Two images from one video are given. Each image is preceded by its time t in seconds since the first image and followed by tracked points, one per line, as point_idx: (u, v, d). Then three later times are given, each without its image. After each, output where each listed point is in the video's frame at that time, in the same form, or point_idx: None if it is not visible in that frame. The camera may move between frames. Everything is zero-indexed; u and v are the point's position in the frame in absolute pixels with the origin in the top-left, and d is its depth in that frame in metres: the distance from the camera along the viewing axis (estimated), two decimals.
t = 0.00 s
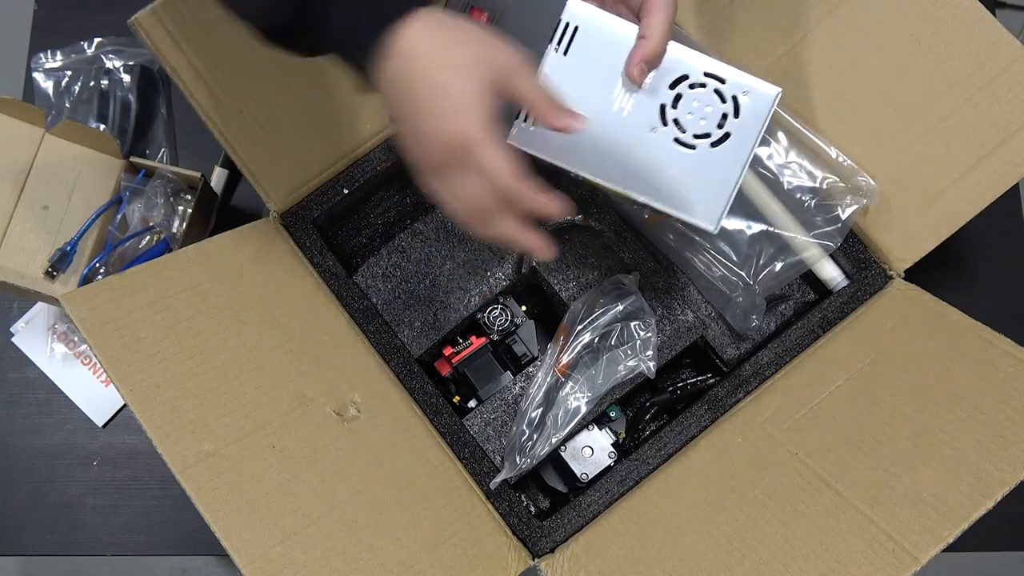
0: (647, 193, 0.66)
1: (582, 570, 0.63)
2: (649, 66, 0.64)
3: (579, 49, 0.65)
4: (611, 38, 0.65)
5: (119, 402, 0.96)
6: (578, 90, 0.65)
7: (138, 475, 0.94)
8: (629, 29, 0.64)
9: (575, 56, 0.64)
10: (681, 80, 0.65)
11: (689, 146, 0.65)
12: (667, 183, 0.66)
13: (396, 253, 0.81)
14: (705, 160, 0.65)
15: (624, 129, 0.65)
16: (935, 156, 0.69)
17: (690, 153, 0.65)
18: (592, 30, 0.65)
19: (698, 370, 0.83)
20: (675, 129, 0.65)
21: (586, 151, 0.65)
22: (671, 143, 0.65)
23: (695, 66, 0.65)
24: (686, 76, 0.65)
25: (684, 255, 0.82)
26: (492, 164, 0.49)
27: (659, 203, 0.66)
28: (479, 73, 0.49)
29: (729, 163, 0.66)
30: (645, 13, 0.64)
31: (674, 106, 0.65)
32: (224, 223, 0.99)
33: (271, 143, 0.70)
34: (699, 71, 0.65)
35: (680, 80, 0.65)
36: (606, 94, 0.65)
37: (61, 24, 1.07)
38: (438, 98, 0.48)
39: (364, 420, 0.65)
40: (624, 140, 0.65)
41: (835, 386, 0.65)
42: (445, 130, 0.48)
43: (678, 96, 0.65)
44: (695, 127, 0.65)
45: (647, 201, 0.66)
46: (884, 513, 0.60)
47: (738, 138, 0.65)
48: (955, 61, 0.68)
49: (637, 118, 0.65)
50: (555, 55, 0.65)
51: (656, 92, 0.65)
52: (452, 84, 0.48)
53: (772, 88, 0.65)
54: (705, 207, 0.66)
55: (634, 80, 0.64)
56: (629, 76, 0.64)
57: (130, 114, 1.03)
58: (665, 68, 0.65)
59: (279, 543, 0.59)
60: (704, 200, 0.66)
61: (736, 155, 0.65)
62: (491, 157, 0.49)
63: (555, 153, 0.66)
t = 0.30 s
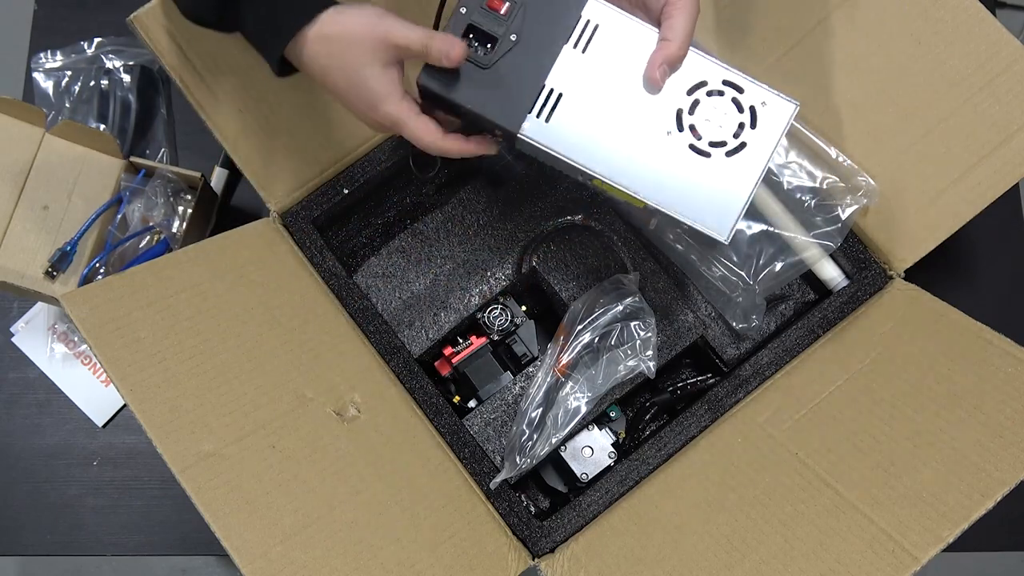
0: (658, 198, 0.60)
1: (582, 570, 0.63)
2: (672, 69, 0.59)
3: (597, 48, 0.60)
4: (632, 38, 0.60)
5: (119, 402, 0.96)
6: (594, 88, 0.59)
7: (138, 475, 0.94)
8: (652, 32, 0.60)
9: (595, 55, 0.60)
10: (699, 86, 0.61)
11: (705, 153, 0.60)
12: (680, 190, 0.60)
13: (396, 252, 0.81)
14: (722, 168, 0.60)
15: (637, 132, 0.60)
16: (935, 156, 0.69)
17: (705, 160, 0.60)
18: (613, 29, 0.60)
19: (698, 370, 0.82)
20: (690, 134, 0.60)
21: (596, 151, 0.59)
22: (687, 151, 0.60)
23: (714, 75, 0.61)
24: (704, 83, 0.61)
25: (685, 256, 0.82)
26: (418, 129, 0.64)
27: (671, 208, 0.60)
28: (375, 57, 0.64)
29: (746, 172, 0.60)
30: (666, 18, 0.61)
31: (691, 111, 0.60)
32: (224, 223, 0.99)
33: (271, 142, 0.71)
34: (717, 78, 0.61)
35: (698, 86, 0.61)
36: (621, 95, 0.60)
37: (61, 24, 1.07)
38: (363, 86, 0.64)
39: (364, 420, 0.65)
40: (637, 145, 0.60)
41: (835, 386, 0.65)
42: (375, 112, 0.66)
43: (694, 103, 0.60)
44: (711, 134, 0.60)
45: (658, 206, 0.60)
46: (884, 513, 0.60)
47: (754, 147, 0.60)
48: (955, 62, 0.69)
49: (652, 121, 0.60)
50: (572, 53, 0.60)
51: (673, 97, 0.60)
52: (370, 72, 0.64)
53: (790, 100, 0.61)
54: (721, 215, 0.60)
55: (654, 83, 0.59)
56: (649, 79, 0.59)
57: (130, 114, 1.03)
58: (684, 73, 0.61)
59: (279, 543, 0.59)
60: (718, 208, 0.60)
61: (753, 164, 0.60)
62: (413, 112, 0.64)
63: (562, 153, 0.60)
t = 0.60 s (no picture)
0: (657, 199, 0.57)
1: (582, 570, 0.63)
2: (673, 66, 0.59)
3: (589, 49, 0.60)
4: (624, 37, 0.60)
5: (119, 402, 0.96)
6: (587, 90, 0.59)
7: (138, 475, 0.94)
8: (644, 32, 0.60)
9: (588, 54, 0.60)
10: (698, 86, 0.60)
11: (705, 152, 0.58)
12: (679, 191, 0.57)
13: (397, 252, 0.81)
14: (723, 168, 0.58)
15: (632, 132, 0.58)
16: (935, 156, 0.69)
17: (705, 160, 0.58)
18: (604, 29, 0.60)
19: (698, 370, 0.82)
20: (689, 134, 0.59)
21: (589, 151, 0.58)
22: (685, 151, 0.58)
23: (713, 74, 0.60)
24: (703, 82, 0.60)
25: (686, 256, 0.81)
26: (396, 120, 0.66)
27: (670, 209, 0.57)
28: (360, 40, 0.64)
29: (748, 172, 0.58)
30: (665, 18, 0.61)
31: (690, 111, 0.59)
32: (223, 223, 0.99)
33: (271, 140, 0.71)
34: (716, 78, 0.60)
35: (697, 86, 0.60)
36: (613, 96, 0.59)
37: (61, 24, 1.07)
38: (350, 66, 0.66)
39: (364, 420, 0.64)
40: (632, 145, 0.58)
41: (834, 386, 0.65)
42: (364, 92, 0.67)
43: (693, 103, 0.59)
44: (712, 134, 0.59)
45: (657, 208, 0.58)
46: (884, 513, 0.60)
47: (757, 147, 0.59)
48: (955, 61, 0.69)
49: (648, 121, 0.59)
50: (562, 53, 0.60)
51: (672, 97, 0.59)
52: (352, 53, 0.65)
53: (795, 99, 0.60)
54: (722, 215, 0.57)
55: (654, 83, 0.58)
56: (648, 79, 0.59)
57: (130, 114, 1.03)
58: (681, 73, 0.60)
59: (279, 543, 0.59)
60: (720, 210, 0.57)
61: (756, 162, 0.58)
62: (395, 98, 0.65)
63: (555, 153, 0.58)
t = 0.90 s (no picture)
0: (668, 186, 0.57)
1: (582, 570, 0.63)
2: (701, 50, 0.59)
3: (586, 42, 0.61)
4: (621, 33, 0.61)
5: (119, 402, 0.96)
6: (590, 82, 0.59)
7: (138, 475, 0.94)
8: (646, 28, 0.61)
9: (586, 49, 0.60)
10: (706, 70, 0.60)
11: (719, 137, 0.58)
12: (698, 177, 0.57)
13: (397, 252, 0.81)
14: (736, 152, 0.58)
15: (641, 122, 0.58)
16: (937, 155, 0.69)
17: (720, 144, 0.58)
18: (598, 25, 0.61)
19: (698, 370, 0.82)
20: (698, 120, 0.59)
21: (600, 145, 0.58)
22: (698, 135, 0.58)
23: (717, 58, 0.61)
24: (710, 67, 0.60)
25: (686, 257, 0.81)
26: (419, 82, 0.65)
27: (689, 196, 0.56)
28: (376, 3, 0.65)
29: (765, 153, 0.58)
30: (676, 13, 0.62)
31: (698, 96, 0.59)
32: (223, 223, 0.99)
33: (271, 139, 0.71)
34: (723, 62, 0.60)
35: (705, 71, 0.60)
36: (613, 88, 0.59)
37: (61, 24, 1.07)
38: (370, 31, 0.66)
39: (365, 420, 0.64)
40: (642, 133, 0.58)
41: (834, 386, 0.65)
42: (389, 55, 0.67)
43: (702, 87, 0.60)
44: (722, 117, 0.59)
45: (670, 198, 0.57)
46: (884, 513, 0.60)
47: (772, 128, 0.58)
48: (955, 62, 0.69)
49: (656, 110, 0.59)
50: (559, 47, 0.61)
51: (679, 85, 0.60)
52: (375, 13, 0.65)
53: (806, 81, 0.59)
54: (742, 199, 0.56)
55: (689, 69, 0.59)
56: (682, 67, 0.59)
57: (131, 114, 1.03)
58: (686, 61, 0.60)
59: (279, 542, 0.59)
60: (737, 193, 0.56)
61: (769, 144, 0.58)
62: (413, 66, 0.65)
63: (566, 149, 0.58)
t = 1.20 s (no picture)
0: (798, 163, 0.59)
1: (582, 570, 0.63)
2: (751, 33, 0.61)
3: (598, 26, 0.59)
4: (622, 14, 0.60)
5: (119, 402, 0.96)
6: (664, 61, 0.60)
7: (138, 475, 0.94)
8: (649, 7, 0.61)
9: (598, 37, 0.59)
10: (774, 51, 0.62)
11: (812, 113, 0.61)
12: (841, 152, 0.60)
13: (396, 252, 0.81)
14: (839, 125, 0.61)
15: (728, 99, 0.60)
16: (938, 154, 0.69)
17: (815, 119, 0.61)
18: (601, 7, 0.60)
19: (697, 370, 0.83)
20: (792, 98, 0.61)
21: (718, 120, 0.59)
22: (741, 97, 0.60)
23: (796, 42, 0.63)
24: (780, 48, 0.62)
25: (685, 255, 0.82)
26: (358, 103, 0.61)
27: (826, 169, 0.59)
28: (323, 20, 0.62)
29: (859, 125, 0.61)
30: None
31: (784, 77, 0.62)
32: (223, 223, 0.99)
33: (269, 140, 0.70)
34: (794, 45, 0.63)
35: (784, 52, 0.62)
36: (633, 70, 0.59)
37: (61, 24, 1.07)
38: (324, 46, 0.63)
39: (365, 420, 0.64)
40: (685, 99, 0.59)
41: (835, 386, 0.65)
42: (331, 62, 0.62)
43: (724, 56, 0.61)
44: (814, 97, 0.61)
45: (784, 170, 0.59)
46: (884, 513, 0.60)
47: (859, 101, 0.61)
48: (955, 61, 0.69)
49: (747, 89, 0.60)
50: (586, 39, 0.58)
51: (769, 65, 0.62)
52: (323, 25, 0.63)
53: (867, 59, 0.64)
54: (857, 168, 0.60)
55: (779, 58, 0.62)
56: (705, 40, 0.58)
57: (131, 114, 1.03)
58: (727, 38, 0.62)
59: (279, 542, 0.59)
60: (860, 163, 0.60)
61: (863, 118, 0.61)
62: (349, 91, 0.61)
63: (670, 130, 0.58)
